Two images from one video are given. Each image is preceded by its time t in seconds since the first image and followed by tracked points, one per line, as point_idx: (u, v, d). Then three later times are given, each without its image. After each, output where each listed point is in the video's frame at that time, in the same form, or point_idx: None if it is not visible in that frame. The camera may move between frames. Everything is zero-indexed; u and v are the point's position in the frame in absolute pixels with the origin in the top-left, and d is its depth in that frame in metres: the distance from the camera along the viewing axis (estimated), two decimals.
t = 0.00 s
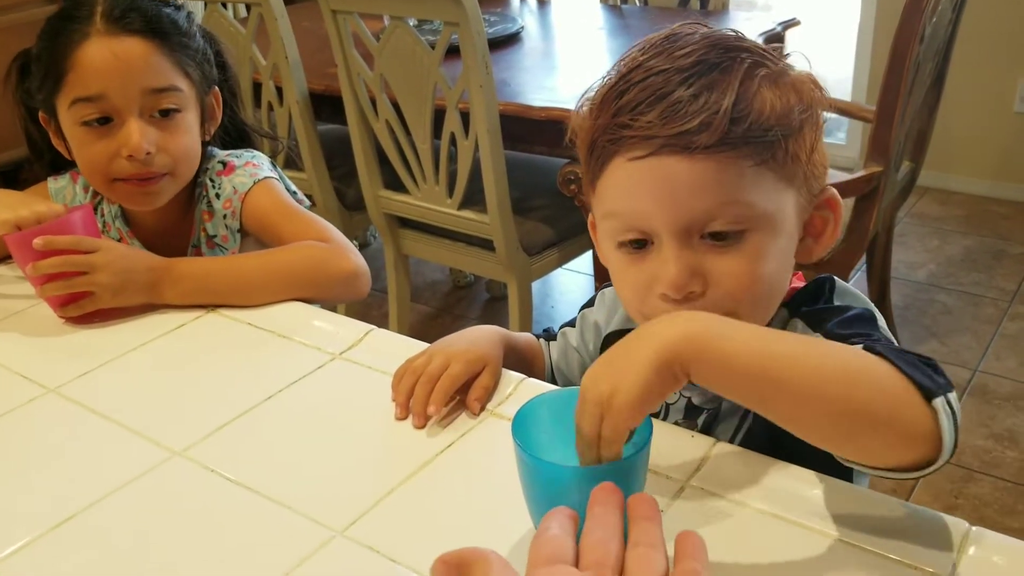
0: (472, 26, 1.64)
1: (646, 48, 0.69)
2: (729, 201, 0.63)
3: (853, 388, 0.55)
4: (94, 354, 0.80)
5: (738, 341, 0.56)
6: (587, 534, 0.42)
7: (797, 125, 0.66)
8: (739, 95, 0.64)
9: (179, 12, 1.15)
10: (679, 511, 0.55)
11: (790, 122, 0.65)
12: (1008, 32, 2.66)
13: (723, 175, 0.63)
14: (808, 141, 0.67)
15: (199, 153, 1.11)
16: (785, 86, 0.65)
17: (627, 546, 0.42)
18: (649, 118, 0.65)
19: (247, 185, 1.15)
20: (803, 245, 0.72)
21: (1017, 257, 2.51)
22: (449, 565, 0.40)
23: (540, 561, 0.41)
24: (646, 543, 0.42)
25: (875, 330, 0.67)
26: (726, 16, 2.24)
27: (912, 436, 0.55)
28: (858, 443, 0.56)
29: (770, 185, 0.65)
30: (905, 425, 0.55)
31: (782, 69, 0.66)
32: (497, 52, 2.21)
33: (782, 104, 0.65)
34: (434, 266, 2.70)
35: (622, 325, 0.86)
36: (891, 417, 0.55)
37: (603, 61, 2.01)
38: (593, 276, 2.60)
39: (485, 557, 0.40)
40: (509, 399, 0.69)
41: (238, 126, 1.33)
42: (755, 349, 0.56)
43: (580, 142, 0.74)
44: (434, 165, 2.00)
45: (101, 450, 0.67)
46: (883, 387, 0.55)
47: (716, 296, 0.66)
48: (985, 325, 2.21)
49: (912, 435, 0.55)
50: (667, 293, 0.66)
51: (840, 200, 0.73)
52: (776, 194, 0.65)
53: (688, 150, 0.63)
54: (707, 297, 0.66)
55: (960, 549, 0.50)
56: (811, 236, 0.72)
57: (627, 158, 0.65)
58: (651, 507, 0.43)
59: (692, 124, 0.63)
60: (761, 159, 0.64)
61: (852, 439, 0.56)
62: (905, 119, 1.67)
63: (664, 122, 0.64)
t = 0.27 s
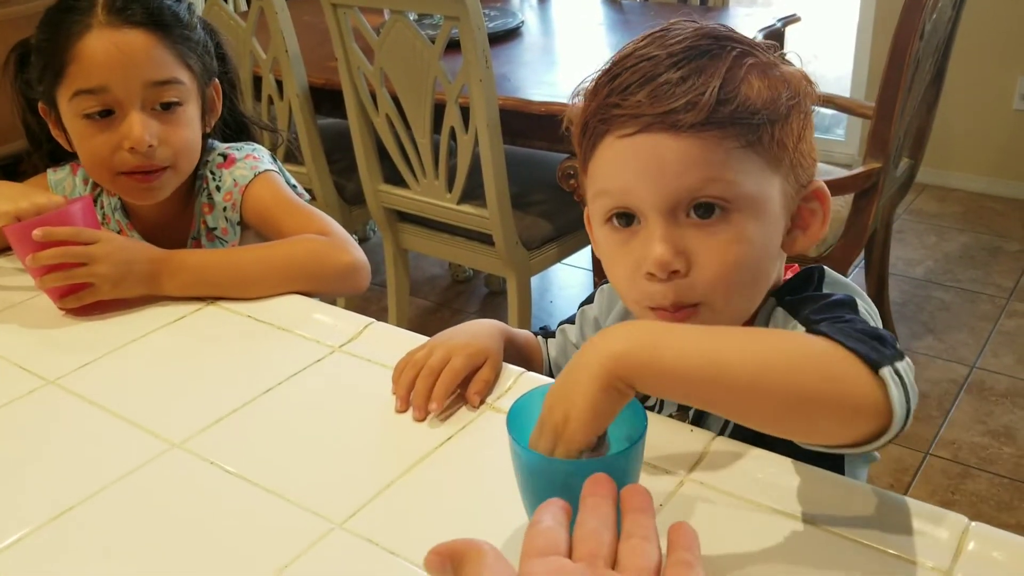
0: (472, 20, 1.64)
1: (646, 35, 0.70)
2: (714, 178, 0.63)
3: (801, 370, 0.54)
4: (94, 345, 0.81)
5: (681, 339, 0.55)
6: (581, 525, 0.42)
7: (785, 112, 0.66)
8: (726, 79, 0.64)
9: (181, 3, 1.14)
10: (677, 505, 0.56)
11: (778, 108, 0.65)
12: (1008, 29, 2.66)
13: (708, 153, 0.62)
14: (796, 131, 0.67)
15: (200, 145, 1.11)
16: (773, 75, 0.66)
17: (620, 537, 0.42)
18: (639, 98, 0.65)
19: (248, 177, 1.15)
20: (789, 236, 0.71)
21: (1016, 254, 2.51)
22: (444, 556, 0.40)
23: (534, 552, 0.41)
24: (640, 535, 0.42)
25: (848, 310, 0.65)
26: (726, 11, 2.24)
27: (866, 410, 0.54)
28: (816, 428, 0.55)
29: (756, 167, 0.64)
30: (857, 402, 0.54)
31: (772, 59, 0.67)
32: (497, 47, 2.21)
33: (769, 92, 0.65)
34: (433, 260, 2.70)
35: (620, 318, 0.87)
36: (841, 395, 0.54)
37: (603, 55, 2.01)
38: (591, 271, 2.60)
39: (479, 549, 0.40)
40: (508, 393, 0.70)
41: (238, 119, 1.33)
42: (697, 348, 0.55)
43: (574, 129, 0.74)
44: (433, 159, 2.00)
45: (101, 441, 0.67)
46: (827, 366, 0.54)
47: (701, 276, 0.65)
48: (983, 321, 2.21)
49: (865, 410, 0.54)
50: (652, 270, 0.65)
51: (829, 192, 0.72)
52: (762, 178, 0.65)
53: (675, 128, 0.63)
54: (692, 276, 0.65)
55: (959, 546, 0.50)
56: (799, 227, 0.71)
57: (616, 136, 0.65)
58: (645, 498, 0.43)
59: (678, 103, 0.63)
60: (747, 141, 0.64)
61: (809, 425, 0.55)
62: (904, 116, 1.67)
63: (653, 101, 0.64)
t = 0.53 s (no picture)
0: (472, 12, 1.63)
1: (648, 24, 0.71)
2: (705, 155, 0.62)
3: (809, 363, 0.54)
4: (95, 336, 0.81)
5: (690, 331, 0.55)
6: (584, 523, 0.42)
7: (776, 97, 0.66)
8: (718, 61, 0.65)
9: None
10: (678, 497, 0.56)
11: (769, 92, 0.66)
12: (1009, 23, 2.65)
13: (699, 130, 0.62)
14: (788, 115, 0.67)
15: (202, 137, 1.11)
16: (763, 63, 0.67)
17: (622, 535, 0.42)
18: (631, 79, 0.65)
19: (249, 169, 1.15)
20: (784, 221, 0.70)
21: (1015, 248, 2.51)
22: (446, 556, 0.41)
23: (537, 549, 0.41)
24: (642, 533, 0.42)
25: (850, 304, 0.65)
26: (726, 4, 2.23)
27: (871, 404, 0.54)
28: (820, 421, 0.55)
29: (747, 147, 0.64)
30: (863, 396, 0.54)
31: (763, 48, 0.68)
32: (497, 39, 2.20)
33: (761, 77, 0.66)
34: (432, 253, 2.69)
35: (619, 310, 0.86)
36: (848, 387, 0.54)
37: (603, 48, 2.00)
38: (591, 264, 2.60)
39: (483, 548, 0.40)
40: (509, 384, 0.70)
41: (238, 110, 1.33)
42: (707, 341, 0.55)
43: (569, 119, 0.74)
44: (433, 152, 1.99)
45: (102, 431, 0.67)
46: (835, 359, 0.54)
47: (691, 255, 0.64)
48: (982, 315, 2.21)
49: (871, 405, 0.54)
50: (642, 247, 0.64)
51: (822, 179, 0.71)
52: (753, 158, 0.65)
53: (666, 105, 0.63)
54: (681, 254, 0.64)
55: (961, 538, 0.50)
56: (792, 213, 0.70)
57: (608, 116, 0.65)
58: (646, 497, 0.43)
59: (669, 82, 0.63)
60: (738, 120, 0.63)
61: (816, 419, 0.55)
62: (904, 110, 1.67)
63: (645, 81, 0.64)
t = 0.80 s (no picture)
0: (473, 10, 1.63)
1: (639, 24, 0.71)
2: (687, 149, 0.62)
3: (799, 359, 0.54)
4: (95, 331, 0.81)
5: (677, 331, 0.55)
6: (576, 517, 0.42)
7: (762, 91, 0.66)
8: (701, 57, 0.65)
9: None
10: (678, 495, 0.56)
11: (754, 87, 0.65)
12: (1010, 23, 2.65)
13: (681, 125, 0.62)
14: (776, 110, 0.67)
15: (204, 133, 1.11)
16: (750, 57, 0.66)
17: (614, 529, 0.42)
18: (616, 76, 0.65)
19: (249, 166, 1.15)
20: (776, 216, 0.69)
21: (1015, 248, 2.51)
22: (439, 548, 0.40)
23: (529, 543, 0.41)
24: (634, 527, 0.42)
25: (849, 297, 0.64)
26: (727, 2, 2.23)
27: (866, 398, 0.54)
28: (817, 417, 0.55)
29: (731, 142, 0.64)
30: (855, 389, 0.54)
31: (751, 43, 0.67)
32: (497, 37, 2.20)
33: (746, 72, 0.66)
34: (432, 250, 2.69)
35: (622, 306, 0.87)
36: (841, 382, 0.54)
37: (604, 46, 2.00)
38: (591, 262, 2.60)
39: (474, 542, 0.40)
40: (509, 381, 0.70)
41: (240, 107, 1.33)
42: (696, 344, 0.55)
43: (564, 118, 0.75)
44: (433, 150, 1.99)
45: (103, 426, 0.67)
46: (824, 353, 0.54)
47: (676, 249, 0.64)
48: (982, 315, 2.21)
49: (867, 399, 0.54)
50: (627, 242, 0.64)
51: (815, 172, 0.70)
52: (738, 152, 0.64)
53: (648, 101, 0.63)
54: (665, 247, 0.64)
55: (960, 536, 0.50)
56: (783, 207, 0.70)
57: (594, 114, 0.66)
58: (639, 490, 0.44)
59: (652, 79, 0.63)
60: (721, 114, 0.63)
61: (814, 417, 0.55)
62: (905, 109, 1.67)
63: (629, 78, 0.64)
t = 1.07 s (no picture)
0: (474, 8, 1.63)
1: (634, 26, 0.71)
2: (669, 153, 0.62)
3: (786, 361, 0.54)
4: (99, 328, 0.81)
5: (661, 343, 0.56)
6: (578, 499, 0.43)
7: (748, 93, 0.65)
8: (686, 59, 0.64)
9: None
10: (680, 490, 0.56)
11: (740, 89, 0.64)
12: (1010, 22, 2.65)
13: (661, 130, 0.62)
14: (765, 111, 0.66)
15: (207, 131, 1.11)
16: (738, 59, 0.65)
17: (616, 511, 0.43)
18: (601, 80, 0.65)
19: (251, 163, 1.15)
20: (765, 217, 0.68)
21: (1015, 247, 2.51)
22: (439, 531, 0.41)
23: (530, 526, 0.42)
24: (635, 508, 0.43)
25: (839, 291, 0.65)
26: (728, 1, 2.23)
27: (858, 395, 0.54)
28: (809, 417, 0.55)
29: (714, 145, 0.63)
30: (848, 391, 0.54)
31: (740, 44, 0.66)
32: (498, 36, 2.20)
33: (732, 73, 0.65)
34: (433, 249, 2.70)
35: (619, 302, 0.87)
36: (829, 381, 0.54)
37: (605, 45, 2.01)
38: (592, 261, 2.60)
39: (476, 525, 0.40)
40: (511, 377, 0.70)
41: (243, 105, 1.33)
42: (682, 352, 0.55)
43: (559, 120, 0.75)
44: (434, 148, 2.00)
45: (106, 422, 0.67)
46: (810, 349, 0.54)
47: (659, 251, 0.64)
48: (982, 314, 2.21)
49: (857, 395, 0.54)
50: (610, 243, 0.64)
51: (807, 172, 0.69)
52: (722, 155, 0.64)
53: (630, 107, 0.63)
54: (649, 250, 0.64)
55: (959, 532, 0.50)
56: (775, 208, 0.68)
57: (581, 118, 0.66)
58: (639, 473, 0.44)
59: (635, 83, 0.63)
60: (704, 118, 0.63)
61: (802, 419, 0.55)
62: (905, 108, 1.67)
63: (612, 83, 0.64)
